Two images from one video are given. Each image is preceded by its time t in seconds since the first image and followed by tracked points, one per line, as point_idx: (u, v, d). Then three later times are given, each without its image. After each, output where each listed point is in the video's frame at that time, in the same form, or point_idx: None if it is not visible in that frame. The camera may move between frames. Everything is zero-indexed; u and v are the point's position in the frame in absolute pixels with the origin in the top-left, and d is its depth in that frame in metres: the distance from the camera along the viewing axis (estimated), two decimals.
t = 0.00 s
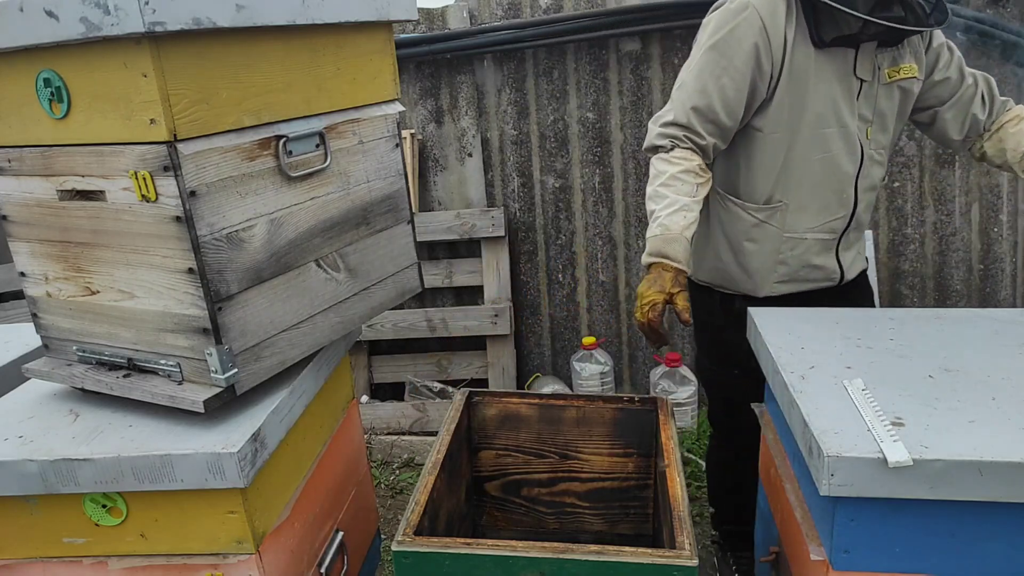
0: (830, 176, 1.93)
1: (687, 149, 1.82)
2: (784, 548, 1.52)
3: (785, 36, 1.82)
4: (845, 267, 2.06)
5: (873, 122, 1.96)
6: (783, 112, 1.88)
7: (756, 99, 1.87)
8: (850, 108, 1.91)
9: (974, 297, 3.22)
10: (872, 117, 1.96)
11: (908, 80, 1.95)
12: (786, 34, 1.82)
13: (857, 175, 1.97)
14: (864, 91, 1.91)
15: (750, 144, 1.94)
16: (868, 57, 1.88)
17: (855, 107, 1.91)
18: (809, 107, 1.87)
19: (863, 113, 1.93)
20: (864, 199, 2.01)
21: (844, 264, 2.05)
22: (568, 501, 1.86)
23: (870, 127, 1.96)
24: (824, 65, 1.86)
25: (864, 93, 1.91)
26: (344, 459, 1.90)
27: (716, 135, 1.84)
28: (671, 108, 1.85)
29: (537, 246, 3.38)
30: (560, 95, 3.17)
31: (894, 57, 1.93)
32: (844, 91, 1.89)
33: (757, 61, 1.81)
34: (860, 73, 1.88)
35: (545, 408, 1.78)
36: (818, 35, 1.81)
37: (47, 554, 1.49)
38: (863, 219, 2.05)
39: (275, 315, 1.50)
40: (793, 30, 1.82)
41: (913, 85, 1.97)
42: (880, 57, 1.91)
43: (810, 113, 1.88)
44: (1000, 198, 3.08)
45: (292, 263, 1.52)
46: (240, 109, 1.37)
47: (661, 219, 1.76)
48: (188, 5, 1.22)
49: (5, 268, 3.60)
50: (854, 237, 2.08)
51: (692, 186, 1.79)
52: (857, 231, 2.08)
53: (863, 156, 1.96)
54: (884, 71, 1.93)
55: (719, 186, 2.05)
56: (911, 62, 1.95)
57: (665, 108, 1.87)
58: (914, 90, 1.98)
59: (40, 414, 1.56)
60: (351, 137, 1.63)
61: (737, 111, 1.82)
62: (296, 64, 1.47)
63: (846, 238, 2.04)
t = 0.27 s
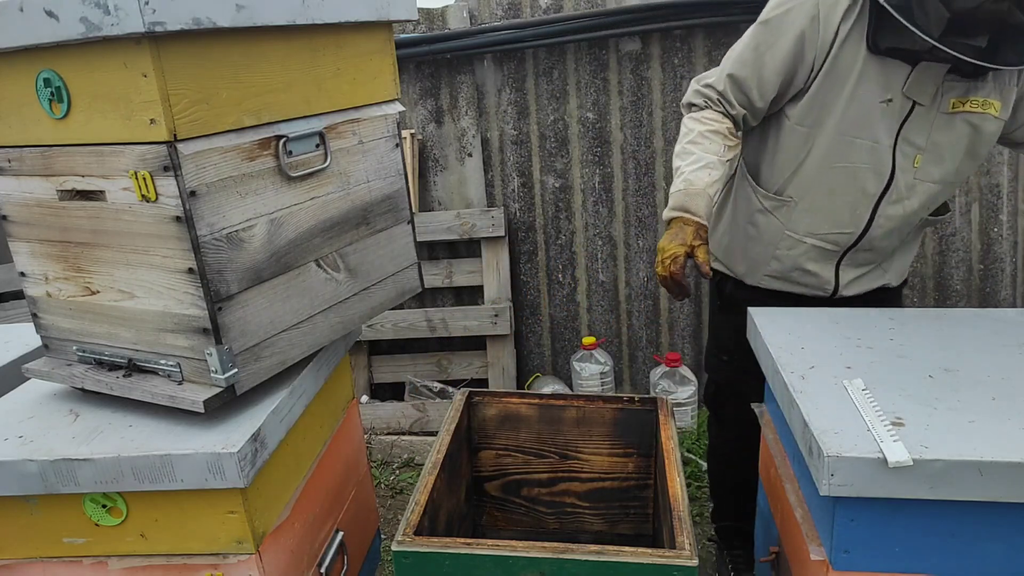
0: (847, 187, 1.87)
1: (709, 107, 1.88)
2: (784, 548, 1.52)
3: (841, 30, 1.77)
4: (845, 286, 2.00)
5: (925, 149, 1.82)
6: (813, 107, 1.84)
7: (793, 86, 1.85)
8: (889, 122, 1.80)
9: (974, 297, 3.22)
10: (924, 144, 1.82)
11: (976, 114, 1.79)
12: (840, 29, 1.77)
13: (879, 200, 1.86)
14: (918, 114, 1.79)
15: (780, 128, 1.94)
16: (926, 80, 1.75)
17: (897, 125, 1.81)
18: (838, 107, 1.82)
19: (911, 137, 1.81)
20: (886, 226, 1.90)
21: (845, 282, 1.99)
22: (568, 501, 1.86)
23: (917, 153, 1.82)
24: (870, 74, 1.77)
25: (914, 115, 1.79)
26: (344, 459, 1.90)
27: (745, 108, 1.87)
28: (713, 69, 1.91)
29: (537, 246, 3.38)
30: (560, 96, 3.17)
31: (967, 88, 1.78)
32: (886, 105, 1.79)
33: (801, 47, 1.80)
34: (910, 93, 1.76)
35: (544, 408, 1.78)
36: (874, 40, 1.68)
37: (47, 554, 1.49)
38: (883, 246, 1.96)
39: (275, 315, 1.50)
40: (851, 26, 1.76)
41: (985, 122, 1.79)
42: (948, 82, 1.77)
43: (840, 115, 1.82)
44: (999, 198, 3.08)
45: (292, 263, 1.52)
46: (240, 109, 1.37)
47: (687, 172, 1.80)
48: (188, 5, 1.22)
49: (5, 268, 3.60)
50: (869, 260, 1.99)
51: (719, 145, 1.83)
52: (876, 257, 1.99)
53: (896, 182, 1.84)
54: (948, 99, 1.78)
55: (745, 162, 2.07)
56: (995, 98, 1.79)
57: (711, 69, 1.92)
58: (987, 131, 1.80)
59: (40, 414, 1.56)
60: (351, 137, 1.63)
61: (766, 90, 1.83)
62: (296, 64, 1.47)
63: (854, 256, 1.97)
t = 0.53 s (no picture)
0: (858, 189, 1.84)
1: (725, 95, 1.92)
2: (784, 547, 1.52)
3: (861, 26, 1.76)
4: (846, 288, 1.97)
5: (946, 156, 1.78)
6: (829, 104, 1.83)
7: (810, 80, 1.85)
8: (904, 126, 1.77)
9: (974, 297, 3.22)
10: (947, 151, 1.77)
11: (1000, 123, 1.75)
12: (860, 26, 1.76)
13: (890, 204, 1.83)
14: (936, 121, 1.75)
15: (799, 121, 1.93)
16: (952, 86, 1.71)
17: (916, 130, 1.77)
18: (852, 107, 1.80)
19: (932, 143, 1.77)
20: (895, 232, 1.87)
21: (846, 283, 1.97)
22: (568, 501, 1.86)
23: (939, 159, 1.78)
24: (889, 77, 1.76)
25: (932, 121, 1.75)
26: (345, 460, 1.90)
27: (762, 99, 1.88)
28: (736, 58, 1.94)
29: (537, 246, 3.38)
30: (560, 96, 3.17)
31: (996, 96, 1.73)
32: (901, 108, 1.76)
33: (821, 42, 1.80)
34: (931, 96, 1.73)
35: (544, 408, 1.78)
36: (893, 42, 1.70)
37: (46, 554, 1.49)
38: (893, 250, 1.92)
39: (275, 315, 1.50)
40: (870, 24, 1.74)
41: (1011, 134, 1.75)
42: (976, 91, 1.73)
43: (855, 114, 1.80)
44: (999, 198, 3.08)
45: (292, 263, 1.52)
46: (240, 109, 1.37)
47: (694, 162, 1.91)
48: (188, 5, 1.22)
49: (5, 268, 3.60)
50: (877, 264, 1.96)
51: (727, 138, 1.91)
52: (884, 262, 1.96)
53: (912, 187, 1.80)
54: (975, 107, 1.74)
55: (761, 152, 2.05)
56: None
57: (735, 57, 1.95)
58: (1011, 141, 1.76)
59: (40, 414, 1.56)
60: (351, 137, 1.63)
61: (783, 83, 1.83)
62: (296, 64, 1.47)
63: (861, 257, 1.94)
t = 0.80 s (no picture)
0: (823, 181, 1.88)
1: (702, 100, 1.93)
2: (784, 548, 1.52)
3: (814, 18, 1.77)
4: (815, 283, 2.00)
5: (909, 143, 1.81)
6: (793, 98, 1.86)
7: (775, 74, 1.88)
8: (865, 114, 1.80)
9: (974, 297, 3.22)
10: (911, 138, 1.81)
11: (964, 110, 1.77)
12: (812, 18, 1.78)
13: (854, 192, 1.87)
14: (899, 107, 1.78)
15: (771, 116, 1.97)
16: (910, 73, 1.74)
17: (879, 118, 1.79)
18: (813, 99, 1.83)
19: (897, 130, 1.80)
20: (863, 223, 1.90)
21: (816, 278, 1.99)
22: (568, 501, 1.86)
23: (903, 146, 1.81)
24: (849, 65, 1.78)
25: (896, 108, 1.78)
26: (344, 460, 1.90)
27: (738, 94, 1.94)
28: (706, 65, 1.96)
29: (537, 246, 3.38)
30: (560, 96, 3.17)
31: (960, 81, 1.75)
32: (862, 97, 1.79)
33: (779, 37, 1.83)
34: (891, 83, 1.75)
35: (544, 408, 1.78)
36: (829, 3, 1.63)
37: (46, 554, 1.49)
38: (865, 245, 1.94)
39: (275, 315, 1.50)
40: (821, 15, 1.76)
41: (971, 120, 1.78)
42: (942, 76, 1.75)
43: (817, 107, 1.83)
44: (999, 198, 3.07)
45: (292, 263, 1.52)
46: (240, 109, 1.37)
47: (726, 143, 1.77)
48: (188, 5, 1.22)
49: (5, 268, 3.60)
50: (850, 260, 1.98)
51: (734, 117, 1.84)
52: (857, 259, 1.97)
53: (877, 175, 1.84)
54: (939, 92, 1.76)
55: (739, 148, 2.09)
56: (985, 95, 1.76)
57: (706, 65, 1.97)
58: (972, 127, 1.80)
59: (40, 414, 1.56)
60: (351, 137, 1.63)
61: (749, 79, 1.89)
62: (296, 64, 1.47)
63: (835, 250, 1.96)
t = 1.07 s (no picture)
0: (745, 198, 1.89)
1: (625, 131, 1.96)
2: (784, 548, 1.52)
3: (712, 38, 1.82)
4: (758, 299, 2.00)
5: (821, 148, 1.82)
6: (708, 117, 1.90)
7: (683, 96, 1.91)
8: (777, 126, 1.82)
9: (974, 297, 3.22)
10: (822, 144, 1.81)
11: (870, 111, 1.76)
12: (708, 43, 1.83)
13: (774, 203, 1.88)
14: (808, 115, 1.79)
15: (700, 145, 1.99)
16: (811, 81, 1.75)
17: (790, 128, 1.81)
18: (724, 116, 1.86)
19: (813, 140, 1.81)
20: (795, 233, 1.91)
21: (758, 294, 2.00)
22: (568, 501, 1.86)
23: (815, 153, 1.82)
24: (752, 76, 1.80)
25: (805, 116, 1.79)
26: (344, 460, 1.90)
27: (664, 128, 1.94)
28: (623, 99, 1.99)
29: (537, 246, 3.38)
30: (560, 96, 3.17)
31: (860, 84, 1.75)
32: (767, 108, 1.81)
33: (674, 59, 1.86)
34: (794, 92, 1.77)
35: (544, 408, 1.78)
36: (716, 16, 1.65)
37: (46, 554, 1.49)
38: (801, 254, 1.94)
39: (275, 316, 1.50)
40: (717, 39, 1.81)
41: (881, 119, 1.77)
42: (842, 81, 1.75)
43: (725, 125, 1.86)
44: (999, 198, 3.07)
45: (292, 263, 1.52)
46: (240, 109, 1.37)
47: (658, 163, 1.76)
48: (188, 5, 1.22)
49: (5, 268, 3.61)
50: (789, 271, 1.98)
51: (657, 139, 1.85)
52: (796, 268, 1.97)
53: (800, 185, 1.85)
54: (841, 97, 1.76)
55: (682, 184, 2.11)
56: (890, 93, 1.75)
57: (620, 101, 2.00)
58: (884, 126, 1.78)
59: (40, 414, 1.56)
60: (351, 137, 1.63)
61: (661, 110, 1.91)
62: (296, 64, 1.47)
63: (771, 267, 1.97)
